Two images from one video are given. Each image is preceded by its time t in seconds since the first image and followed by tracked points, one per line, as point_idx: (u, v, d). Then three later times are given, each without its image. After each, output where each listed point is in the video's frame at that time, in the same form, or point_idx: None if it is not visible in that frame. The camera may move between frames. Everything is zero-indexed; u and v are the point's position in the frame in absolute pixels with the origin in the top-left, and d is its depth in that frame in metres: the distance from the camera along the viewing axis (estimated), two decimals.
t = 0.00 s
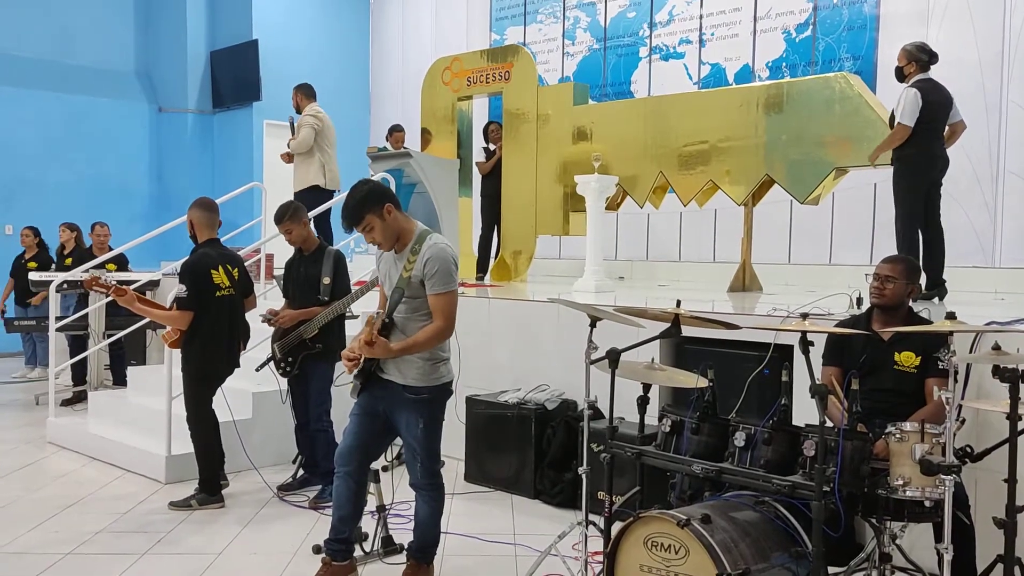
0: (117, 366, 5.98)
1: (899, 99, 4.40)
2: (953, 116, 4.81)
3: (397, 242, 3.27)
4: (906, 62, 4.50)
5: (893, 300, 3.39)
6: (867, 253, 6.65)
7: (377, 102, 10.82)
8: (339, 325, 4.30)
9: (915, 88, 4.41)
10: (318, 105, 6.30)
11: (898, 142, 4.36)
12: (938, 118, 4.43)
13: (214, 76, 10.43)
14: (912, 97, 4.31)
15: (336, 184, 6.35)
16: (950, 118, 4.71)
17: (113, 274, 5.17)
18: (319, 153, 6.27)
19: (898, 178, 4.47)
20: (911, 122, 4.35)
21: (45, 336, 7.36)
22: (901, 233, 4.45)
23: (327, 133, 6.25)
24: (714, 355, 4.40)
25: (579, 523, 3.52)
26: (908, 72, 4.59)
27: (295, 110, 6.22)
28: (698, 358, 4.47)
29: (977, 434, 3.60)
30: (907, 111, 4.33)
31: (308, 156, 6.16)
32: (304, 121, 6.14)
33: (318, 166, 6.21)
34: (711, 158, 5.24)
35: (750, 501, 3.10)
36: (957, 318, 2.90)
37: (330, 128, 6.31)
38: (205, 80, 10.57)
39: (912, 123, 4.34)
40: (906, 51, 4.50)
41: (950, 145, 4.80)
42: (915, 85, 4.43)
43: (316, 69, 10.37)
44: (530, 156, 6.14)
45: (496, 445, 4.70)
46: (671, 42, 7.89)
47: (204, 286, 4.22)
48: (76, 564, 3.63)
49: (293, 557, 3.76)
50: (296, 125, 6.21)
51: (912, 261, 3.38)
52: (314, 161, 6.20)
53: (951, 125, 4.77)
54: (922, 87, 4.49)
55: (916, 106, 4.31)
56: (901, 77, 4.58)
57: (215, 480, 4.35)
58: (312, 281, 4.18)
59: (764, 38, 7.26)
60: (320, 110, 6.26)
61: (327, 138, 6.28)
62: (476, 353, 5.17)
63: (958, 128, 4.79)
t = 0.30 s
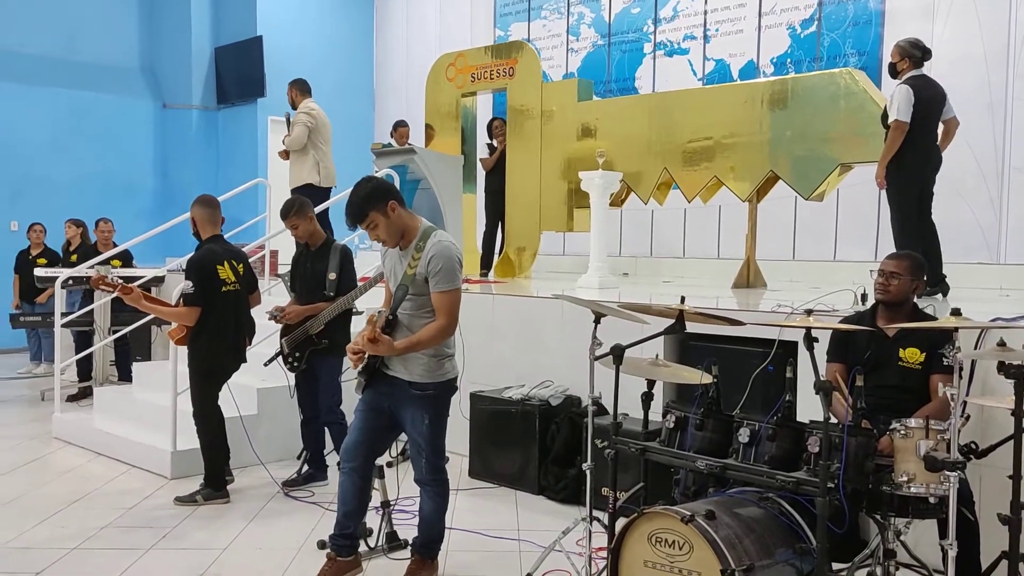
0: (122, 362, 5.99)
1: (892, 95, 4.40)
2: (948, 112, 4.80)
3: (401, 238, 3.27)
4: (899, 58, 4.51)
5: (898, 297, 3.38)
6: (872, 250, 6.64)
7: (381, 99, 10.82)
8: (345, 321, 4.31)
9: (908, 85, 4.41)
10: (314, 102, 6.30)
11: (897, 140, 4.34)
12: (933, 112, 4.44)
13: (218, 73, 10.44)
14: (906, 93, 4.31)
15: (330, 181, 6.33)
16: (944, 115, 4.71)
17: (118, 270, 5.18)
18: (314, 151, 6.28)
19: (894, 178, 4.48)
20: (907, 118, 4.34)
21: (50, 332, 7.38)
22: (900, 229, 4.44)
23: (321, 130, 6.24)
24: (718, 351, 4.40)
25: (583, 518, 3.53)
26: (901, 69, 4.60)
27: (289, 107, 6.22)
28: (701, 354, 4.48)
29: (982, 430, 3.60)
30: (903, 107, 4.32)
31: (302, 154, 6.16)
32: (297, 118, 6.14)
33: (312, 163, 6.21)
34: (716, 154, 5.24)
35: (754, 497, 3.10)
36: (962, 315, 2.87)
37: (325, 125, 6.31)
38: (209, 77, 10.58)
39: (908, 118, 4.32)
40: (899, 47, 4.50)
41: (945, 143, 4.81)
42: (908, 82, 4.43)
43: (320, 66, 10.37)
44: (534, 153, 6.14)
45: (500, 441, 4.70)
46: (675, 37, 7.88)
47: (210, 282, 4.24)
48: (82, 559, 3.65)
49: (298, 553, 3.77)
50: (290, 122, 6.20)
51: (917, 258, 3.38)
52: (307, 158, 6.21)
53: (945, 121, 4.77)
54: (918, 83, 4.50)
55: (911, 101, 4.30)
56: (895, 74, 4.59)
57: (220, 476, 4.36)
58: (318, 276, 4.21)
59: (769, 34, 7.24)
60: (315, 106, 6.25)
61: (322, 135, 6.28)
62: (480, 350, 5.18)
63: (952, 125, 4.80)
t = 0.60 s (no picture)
0: (130, 356, 6.01)
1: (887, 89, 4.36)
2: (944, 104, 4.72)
3: (409, 232, 3.27)
4: (892, 52, 4.46)
5: (906, 291, 3.37)
6: (879, 245, 6.63)
7: (387, 94, 10.83)
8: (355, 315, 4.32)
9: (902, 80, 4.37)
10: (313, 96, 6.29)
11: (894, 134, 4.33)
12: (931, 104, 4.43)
13: (225, 67, 10.45)
14: (900, 86, 4.27)
15: (329, 175, 6.33)
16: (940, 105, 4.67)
17: (126, 264, 5.19)
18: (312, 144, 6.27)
19: (892, 176, 4.50)
20: (903, 111, 4.30)
21: (57, 326, 7.40)
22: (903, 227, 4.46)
23: (319, 123, 6.23)
24: (725, 345, 4.41)
25: (590, 513, 3.53)
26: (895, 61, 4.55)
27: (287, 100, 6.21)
28: (708, 348, 4.48)
29: (991, 424, 3.59)
30: (897, 101, 4.28)
31: (300, 147, 6.15)
32: (294, 112, 6.13)
33: (309, 157, 6.21)
34: (723, 148, 5.23)
35: (761, 491, 3.09)
36: (972, 309, 2.85)
37: (323, 119, 6.29)
38: (216, 71, 10.58)
39: (903, 111, 4.29)
40: (892, 40, 4.45)
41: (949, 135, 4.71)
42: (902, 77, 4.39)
43: (327, 60, 10.37)
44: (541, 148, 6.13)
45: (506, 436, 4.70)
46: (682, 31, 7.86)
47: (218, 276, 4.24)
48: (91, 551, 3.66)
49: (305, 547, 3.79)
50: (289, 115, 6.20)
51: (927, 252, 3.36)
52: (306, 152, 6.20)
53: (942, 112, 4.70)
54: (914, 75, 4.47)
55: (906, 94, 4.26)
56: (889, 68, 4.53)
57: (228, 469, 4.38)
58: (334, 270, 4.22)
59: (777, 27, 7.22)
60: (312, 100, 6.24)
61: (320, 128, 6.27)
62: (487, 344, 5.18)
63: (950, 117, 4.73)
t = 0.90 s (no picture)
0: (139, 349, 6.03)
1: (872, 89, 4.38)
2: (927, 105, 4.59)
3: (419, 227, 3.27)
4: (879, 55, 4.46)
5: (916, 286, 3.36)
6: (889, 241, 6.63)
7: (395, 89, 10.83)
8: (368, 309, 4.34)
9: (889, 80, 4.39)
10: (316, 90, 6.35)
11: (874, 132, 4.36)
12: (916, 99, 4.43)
13: (233, 62, 10.47)
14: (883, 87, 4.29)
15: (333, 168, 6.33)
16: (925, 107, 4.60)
17: (136, 258, 5.21)
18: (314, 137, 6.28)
19: (874, 163, 4.48)
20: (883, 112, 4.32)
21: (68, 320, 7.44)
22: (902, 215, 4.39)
23: (319, 115, 6.26)
24: (734, 340, 4.40)
25: (598, 506, 3.56)
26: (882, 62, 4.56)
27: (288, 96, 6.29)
28: (717, 343, 4.48)
29: (1001, 419, 3.57)
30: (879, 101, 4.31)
31: (300, 138, 6.17)
32: (293, 106, 6.20)
33: (310, 149, 6.21)
34: (731, 143, 5.22)
35: (770, 486, 3.08)
36: (982, 303, 2.84)
37: (325, 111, 6.31)
38: (225, 66, 10.60)
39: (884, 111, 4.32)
40: (878, 41, 4.47)
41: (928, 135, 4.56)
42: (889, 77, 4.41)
43: (335, 56, 10.39)
44: (549, 142, 6.13)
45: (515, 431, 4.71)
46: (691, 25, 7.83)
47: (225, 269, 4.26)
48: (101, 543, 3.69)
49: (314, 539, 3.80)
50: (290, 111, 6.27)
51: (937, 247, 3.34)
52: (307, 145, 6.21)
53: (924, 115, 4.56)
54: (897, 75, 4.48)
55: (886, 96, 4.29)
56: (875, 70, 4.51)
57: (236, 462, 4.39)
58: (362, 260, 4.33)
59: (786, 21, 7.20)
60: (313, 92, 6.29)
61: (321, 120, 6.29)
62: (495, 338, 5.19)
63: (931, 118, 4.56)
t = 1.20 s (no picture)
0: (149, 344, 6.05)
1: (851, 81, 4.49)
2: (902, 102, 4.63)
3: (429, 225, 3.26)
4: (857, 49, 4.59)
5: (929, 280, 3.34)
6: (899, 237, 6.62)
7: (404, 85, 10.84)
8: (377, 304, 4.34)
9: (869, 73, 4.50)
10: (324, 87, 6.38)
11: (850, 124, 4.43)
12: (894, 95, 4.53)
13: (243, 58, 10.48)
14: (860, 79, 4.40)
15: (335, 164, 6.26)
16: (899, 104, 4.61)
17: (147, 252, 5.22)
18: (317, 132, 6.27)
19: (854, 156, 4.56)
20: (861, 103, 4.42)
21: (79, 314, 7.48)
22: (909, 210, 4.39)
23: (319, 109, 6.27)
24: (743, 335, 4.39)
25: (607, 501, 3.53)
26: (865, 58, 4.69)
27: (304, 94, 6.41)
28: (726, 339, 4.46)
29: (1012, 416, 3.56)
30: (856, 93, 4.42)
31: (301, 134, 6.21)
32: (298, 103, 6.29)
33: (311, 144, 6.20)
34: (741, 138, 5.20)
35: (780, 481, 3.08)
36: (994, 299, 2.80)
37: (329, 106, 6.30)
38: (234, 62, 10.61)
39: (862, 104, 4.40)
40: (859, 36, 4.58)
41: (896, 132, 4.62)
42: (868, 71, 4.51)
43: (344, 51, 10.40)
44: (558, 137, 6.12)
45: (524, 427, 4.70)
46: (701, 19, 7.81)
47: (234, 264, 4.26)
48: (113, 536, 3.71)
49: (324, 533, 3.82)
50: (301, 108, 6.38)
51: (948, 242, 3.32)
52: (309, 141, 6.23)
53: (894, 112, 4.60)
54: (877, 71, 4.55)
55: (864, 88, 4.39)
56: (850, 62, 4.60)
57: (247, 456, 4.41)
58: (390, 257, 4.50)
59: (797, 15, 7.17)
60: (317, 88, 6.32)
61: (323, 115, 6.29)
62: (503, 333, 5.18)
63: (903, 114, 4.60)
